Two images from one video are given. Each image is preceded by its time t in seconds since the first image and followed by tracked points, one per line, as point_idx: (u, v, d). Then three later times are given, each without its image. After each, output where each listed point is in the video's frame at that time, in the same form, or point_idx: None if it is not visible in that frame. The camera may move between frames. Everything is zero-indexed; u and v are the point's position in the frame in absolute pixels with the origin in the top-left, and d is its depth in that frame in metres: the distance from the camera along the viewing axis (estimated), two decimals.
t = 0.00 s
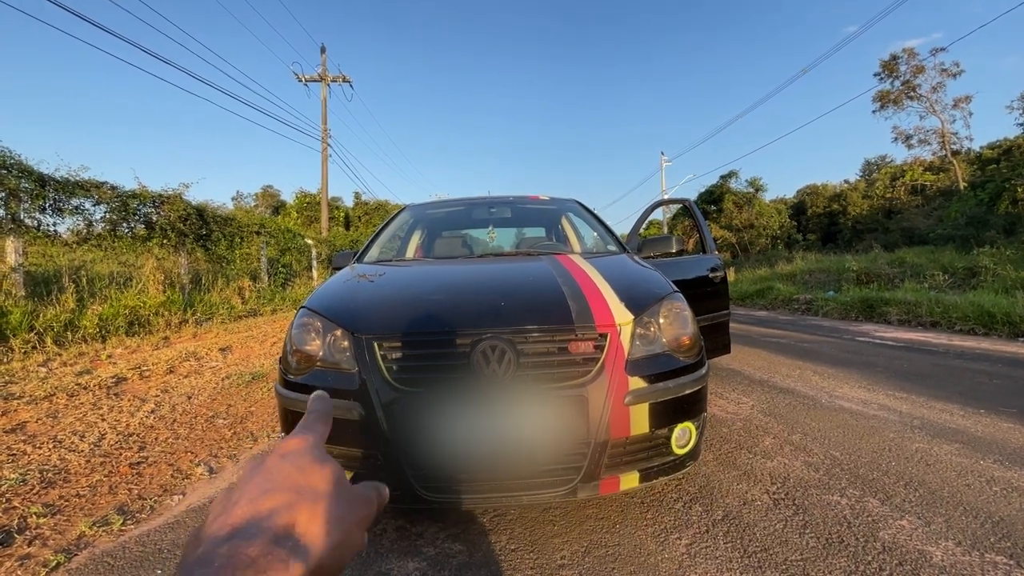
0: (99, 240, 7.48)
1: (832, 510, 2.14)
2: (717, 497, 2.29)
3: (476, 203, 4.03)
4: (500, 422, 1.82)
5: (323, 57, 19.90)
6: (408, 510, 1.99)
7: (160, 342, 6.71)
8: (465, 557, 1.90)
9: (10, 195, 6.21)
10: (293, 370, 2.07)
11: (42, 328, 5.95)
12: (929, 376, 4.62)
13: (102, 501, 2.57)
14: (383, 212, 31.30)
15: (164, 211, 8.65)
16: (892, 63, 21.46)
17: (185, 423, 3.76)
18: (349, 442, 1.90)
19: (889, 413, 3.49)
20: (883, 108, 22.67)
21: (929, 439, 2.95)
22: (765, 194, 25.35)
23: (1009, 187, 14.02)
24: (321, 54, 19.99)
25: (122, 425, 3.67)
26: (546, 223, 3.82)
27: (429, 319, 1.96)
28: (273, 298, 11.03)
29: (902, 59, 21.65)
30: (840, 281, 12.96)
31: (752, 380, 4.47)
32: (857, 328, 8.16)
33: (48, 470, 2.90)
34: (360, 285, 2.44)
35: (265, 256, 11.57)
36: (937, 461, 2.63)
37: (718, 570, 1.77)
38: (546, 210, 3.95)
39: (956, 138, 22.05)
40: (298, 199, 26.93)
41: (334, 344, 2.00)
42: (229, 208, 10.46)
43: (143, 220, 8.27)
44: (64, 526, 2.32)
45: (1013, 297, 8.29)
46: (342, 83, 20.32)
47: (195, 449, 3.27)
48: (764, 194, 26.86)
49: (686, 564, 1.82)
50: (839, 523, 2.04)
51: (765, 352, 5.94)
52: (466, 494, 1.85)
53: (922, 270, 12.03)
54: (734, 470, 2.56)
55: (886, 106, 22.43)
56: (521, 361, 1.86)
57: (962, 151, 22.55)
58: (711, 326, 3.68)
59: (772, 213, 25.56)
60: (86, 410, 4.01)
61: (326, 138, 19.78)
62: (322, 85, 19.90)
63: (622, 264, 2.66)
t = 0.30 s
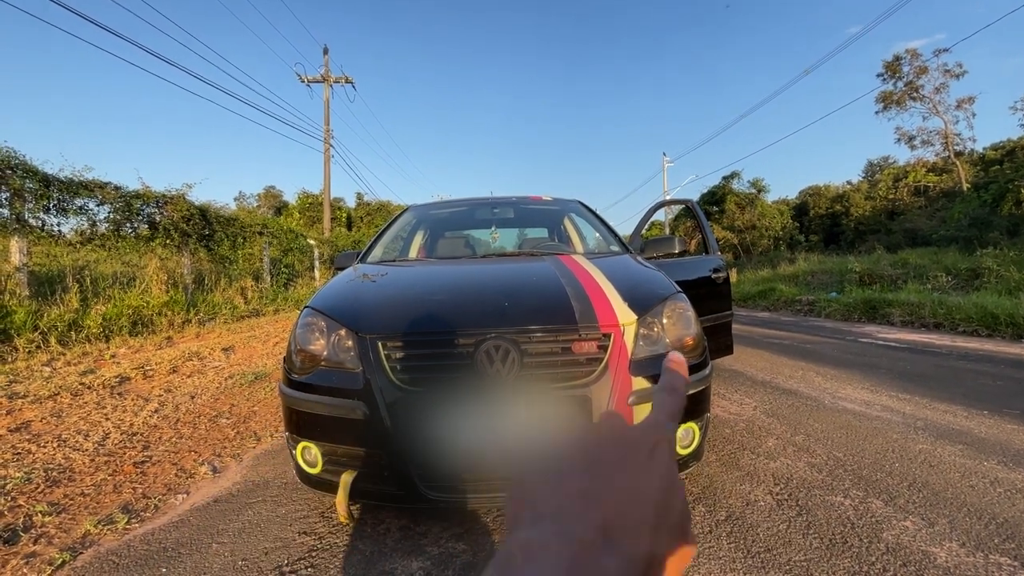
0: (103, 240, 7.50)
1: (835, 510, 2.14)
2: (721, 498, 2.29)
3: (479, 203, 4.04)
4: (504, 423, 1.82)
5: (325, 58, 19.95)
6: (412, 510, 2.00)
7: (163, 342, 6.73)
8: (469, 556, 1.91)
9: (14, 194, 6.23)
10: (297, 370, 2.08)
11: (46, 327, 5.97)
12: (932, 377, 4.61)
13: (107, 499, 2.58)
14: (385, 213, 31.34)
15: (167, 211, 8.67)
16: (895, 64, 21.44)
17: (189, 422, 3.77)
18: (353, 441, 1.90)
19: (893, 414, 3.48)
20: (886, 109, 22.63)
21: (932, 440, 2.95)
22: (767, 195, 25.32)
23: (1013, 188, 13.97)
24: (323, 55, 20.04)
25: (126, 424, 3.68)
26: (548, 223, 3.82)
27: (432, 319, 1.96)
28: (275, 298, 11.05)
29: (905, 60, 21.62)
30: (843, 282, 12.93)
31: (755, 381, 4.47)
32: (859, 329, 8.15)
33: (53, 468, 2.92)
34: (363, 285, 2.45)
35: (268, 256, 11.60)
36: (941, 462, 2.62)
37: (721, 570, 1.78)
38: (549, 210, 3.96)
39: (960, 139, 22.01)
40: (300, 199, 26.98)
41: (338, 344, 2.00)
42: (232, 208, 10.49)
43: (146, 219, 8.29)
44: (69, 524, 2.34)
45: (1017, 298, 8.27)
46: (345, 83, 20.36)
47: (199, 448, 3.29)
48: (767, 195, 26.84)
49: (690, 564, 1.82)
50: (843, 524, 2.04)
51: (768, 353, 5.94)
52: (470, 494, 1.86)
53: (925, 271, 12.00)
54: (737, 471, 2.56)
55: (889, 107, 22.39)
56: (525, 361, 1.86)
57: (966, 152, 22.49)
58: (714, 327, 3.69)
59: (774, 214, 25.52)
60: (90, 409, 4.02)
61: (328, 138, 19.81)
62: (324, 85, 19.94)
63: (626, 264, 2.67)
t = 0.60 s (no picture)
0: (105, 240, 7.52)
1: (837, 514, 2.13)
2: (721, 500, 2.29)
3: (480, 204, 4.04)
4: (504, 423, 1.82)
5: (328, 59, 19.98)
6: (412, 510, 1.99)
7: (165, 341, 6.74)
8: (469, 558, 1.90)
9: (18, 194, 6.24)
10: (298, 370, 2.08)
11: (48, 327, 5.98)
12: (935, 379, 4.59)
13: (108, 499, 2.59)
14: (387, 213, 31.39)
15: (170, 211, 8.69)
16: (899, 65, 21.40)
17: (190, 422, 3.77)
18: (353, 442, 1.90)
19: (895, 416, 3.47)
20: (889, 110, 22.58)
21: (935, 443, 2.94)
22: (769, 196, 25.27)
23: (1017, 190, 13.92)
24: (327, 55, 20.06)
25: (128, 424, 3.69)
26: (550, 223, 3.82)
27: (433, 320, 1.96)
28: (277, 298, 11.07)
29: (909, 61, 21.57)
30: (845, 284, 12.90)
31: (756, 383, 4.46)
32: (862, 330, 8.13)
33: (55, 467, 2.92)
34: (364, 285, 2.45)
35: (270, 256, 11.62)
36: (943, 465, 2.61)
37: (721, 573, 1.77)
38: (550, 211, 3.96)
39: (963, 140, 21.96)
40: (302, 199, 27.03)
41: (339, 344, 2.00)
42: (234, 208, 10.51)
43: (149, 219, 8.31)
44: (70, 524, 2.34)
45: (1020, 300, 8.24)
46: (347, 84, 20.38)
47: (200, 448, 3.29)
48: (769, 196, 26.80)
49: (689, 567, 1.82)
50: (844, 527, 2.03)
51: (769, 355, 5.93)
52: (469, 495, 1.86)
53: (928, 273, 11.96)
54: (738, 473, 2.55)
55: (892, 108, 22.34)
56: (526, 362, 1.86)
57: (969, 153, 22.43)
58: (715, 328, 3.68)
59: (776, 215, 25.48)
60: (92, 408, 4.03)
61: (331, 138, 19.84)
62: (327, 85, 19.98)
63: (627, 265, 2.66)
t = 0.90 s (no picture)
0: (108, 239, 7.54)
1: (837, 515, 2.13)
2: (722, 501, 2.28)
3: (482, 204, 4.05)
4: (505, 424, 1.82)
5: (331, 59, 20.04)
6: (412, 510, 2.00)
7: (167, 341, 6.75)
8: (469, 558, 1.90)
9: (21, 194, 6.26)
10: (299, 370, 2.08)
11: (51, 326, 6.00)
12: (936, 381, 4.59)
13: (110, 497, 2.60)
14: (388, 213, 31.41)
15: (172, 211, 8.72)
16: (901, 66, 21.38)
17: (191, 421, 3.78)
18: (353, 441, 1.90)
19: (896, 418, 3.47)
20: (892, 112, 22.54)
21: (936, 445, 2.94)
22: (772, 198, 25.26)
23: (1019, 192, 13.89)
24: (330, 56, 20.11)
25: (130, 422, 3.70)
26: (551, 224, 3.82)
27: (433, 320, 1.97)
28: (279, 298, 11.08)
29: (912, 63, 21.55)
30: (847, 285, 12.89)
31: (758, 384, 4.46)
32: (863, 332, 8.12)
33: (57, 466, 2.93)
34: (365, 286, 2.45)
35: (272, 256, 11.64)
36: (945, 467, 2.61)
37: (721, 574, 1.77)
38: (551, 212, 3.96)
39: (966, 142, 21.93)
40: (304, 199, 27.07)
41: (340, 344, 2.01)
42: (236, 208, 10.53)
43: (151, 219, 8.33)
44: (72, 522, 2.34)
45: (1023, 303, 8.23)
46: (350, 85, 20.42)
47: (201, 447, 3.30)
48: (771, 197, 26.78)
49: (690, 568, 1.82)
50: (845, 528, 2.03)
51: (771, 356, 5.93)
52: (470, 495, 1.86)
53: (930, 274, 11.95)
54: (738, 474, 2.55)
55: (895, 110, 22.30)
56: (526, 362, 1.86)
57: (972, 155, 22.39)
58: (716, 329, 3.68)
59: (778, 216, 25.47)
60: (94, 407, 4.04)
61: (333, 138, 19.86)
62: (329, 86, 20.00)
63: (629, 266, 2.66)
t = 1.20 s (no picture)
0: (110, 238, 7.55)
1: (839, 517, 2.14)
2: (723, 503, 2.29)
3: (483, 205, 4.05)
4: (506, 425, 1.83)
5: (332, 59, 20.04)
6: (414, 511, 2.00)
7: (168, 340, 6.76)
8: (471, 558, 1.91)
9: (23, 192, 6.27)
10: (302, 369, 2.09)
11: (53, 324, 6.00)
12: (937, 383, 4.59)
13: (112, 496, 2.60)
14: (390, 213, 31.42)
15: (174, 210, 8.73)
16: (902, 68, 21.39)
17: (193, 421, 3.78)
18: (356, 441, 1.91)
19: (897, 420, 3.47)
20: (893, 114, 22.52)
21: (937, 447, 2.94)
22: (772, 199, 25.27)
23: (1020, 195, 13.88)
24: (331, 56, 20.11)
25: (131, 421, 3.71)
26: (553, 224, 3.82)
27: (435, 320, 1.97)
28: (280, 297, 11.09)
29: (913, 65, 21.56)
30: (848, 287, 12.90)
31: (759, 386, 4.47)
32: (864, 334, 8.13)
33: (59, 465, 2.93)
34: (368, 286, 2.46)
35: (273, 256, 11.65)
36: (946, 469, 2.61)
37: None
38: (553, 212, 3.96)
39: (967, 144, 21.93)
40: (305, 199, 27.10)
41: (343, 344, 2.01)
42: (238, 208, 10.54)
43: (153, 218, 8.34)
44: (74, 521, 2.35)
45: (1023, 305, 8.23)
46: (352, 85, 20.43)
47: (202, 446, 3.30)
48: (772, 198, 26.78)
49: (691, 569, 1.82)
50: (846, 530, 2.03)
51: (772, 357, 5.93)
52: (472, 496, 1.86)
53: (931, 276, 11.95)
54: (740, 476, 2.56)
55: (896, 112, 22.30)
56: (528, 363, 1.87)
57: (973, 157, 22.40)
58: (718, 331, 3.68)
59: (779, 218, 25.48)
60: (96, 406, 4.04)
61: (334, 138, 19.88)
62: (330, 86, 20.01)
63: (631, 267, 2.66)
